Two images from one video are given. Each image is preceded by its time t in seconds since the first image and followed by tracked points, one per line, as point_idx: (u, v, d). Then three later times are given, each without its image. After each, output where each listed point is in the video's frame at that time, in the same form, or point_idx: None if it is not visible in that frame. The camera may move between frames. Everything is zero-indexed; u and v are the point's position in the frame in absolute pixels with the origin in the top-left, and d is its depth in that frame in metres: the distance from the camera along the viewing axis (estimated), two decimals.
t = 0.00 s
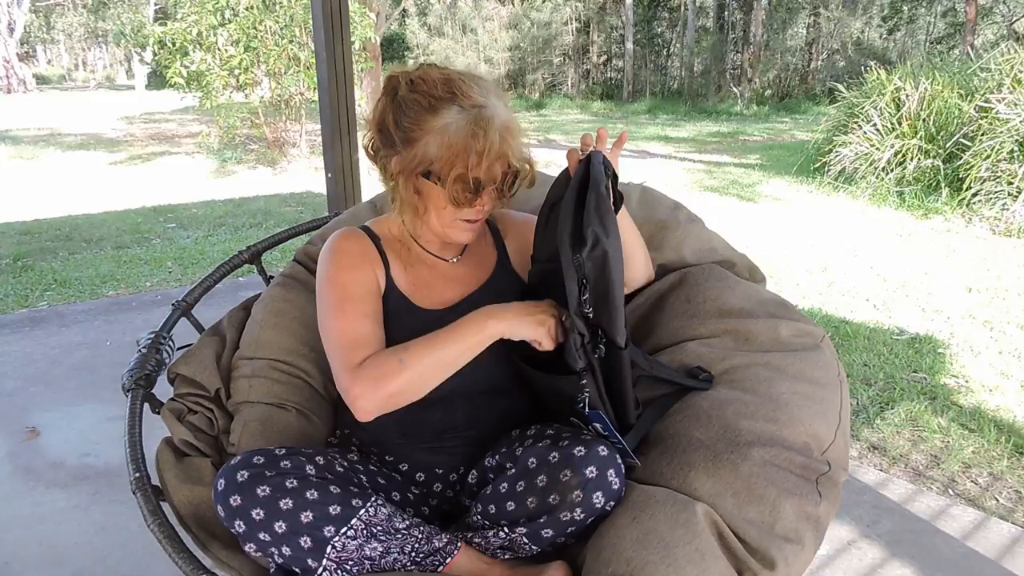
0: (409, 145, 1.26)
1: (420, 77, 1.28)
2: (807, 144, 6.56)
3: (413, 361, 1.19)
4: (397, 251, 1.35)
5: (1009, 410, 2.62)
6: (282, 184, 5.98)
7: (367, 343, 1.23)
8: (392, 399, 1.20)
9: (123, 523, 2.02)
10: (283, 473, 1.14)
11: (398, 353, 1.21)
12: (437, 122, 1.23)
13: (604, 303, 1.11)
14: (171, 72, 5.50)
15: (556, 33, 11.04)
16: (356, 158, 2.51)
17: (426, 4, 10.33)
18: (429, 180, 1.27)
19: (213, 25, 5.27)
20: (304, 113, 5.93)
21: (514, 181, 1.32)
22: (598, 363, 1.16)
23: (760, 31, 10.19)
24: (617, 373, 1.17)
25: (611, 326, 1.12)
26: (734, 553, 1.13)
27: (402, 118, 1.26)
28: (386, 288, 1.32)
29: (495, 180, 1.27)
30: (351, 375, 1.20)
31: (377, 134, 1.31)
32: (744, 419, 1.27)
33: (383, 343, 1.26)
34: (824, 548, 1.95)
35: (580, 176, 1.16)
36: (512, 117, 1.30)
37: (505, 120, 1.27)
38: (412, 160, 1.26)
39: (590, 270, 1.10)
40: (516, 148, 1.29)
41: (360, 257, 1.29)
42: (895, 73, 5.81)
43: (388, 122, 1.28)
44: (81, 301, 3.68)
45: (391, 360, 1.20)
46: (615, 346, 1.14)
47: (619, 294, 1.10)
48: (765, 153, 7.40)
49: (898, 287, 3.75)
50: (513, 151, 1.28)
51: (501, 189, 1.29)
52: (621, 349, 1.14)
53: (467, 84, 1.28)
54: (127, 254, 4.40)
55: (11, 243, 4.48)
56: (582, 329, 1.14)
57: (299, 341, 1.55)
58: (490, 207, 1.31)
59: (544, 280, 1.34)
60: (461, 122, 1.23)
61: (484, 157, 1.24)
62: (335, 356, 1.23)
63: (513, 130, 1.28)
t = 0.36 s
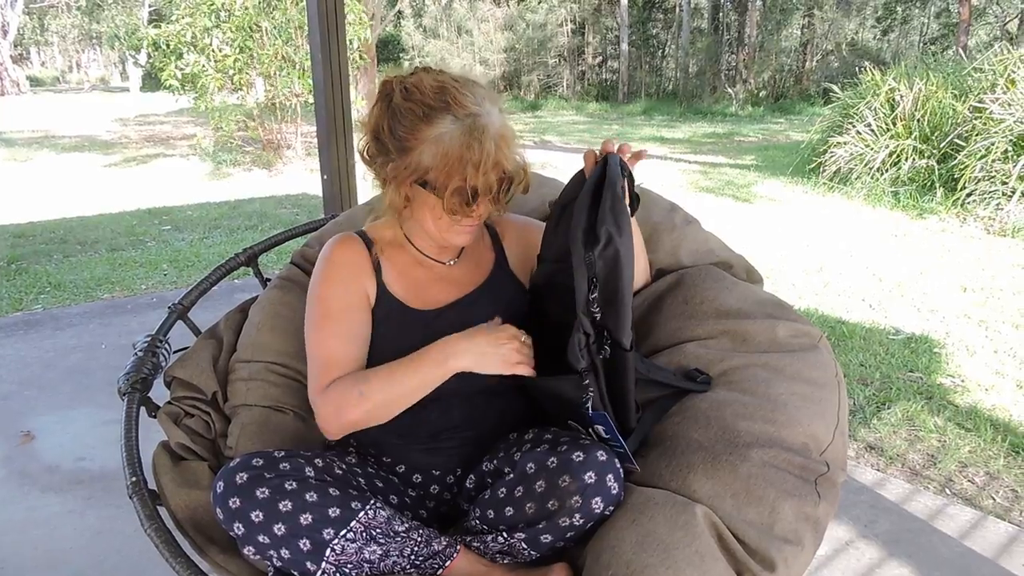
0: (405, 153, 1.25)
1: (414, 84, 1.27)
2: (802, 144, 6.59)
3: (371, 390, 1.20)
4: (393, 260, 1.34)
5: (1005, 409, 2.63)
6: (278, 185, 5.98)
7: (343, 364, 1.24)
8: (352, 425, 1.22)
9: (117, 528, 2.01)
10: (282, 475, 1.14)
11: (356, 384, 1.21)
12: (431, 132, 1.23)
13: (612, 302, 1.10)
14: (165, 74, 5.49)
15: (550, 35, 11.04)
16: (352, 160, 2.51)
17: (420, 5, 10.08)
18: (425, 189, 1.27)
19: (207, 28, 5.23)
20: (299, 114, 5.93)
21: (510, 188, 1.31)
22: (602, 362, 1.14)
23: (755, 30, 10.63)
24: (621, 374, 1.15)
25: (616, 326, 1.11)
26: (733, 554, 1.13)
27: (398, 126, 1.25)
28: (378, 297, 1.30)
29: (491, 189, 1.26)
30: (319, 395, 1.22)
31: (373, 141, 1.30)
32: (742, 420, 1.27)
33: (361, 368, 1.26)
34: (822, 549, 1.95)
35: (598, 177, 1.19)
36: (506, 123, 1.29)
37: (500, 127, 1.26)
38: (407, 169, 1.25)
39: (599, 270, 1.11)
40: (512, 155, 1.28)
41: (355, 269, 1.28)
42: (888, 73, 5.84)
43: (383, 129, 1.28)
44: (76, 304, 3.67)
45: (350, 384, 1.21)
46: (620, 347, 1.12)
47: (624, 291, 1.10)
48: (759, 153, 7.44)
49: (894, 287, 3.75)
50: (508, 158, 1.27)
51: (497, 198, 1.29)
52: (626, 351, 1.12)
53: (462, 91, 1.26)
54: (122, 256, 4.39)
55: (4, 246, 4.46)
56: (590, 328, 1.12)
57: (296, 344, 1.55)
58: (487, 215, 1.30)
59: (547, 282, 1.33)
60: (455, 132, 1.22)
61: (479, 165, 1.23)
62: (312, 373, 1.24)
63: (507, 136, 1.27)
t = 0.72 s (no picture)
0: (371, 161, 1.25)
1: (377, 91, 1.26)
2: (792, 148, 6.63)
3: (325, 376, 1.19)
4: (368, 266, 1.32)
5: (996, 410, 2.64)
6: (269, 192, 5.97)
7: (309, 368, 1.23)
8: (316, 420, 1.21)
9: (107, 539, 1.99)
10: (273, 485, 1.13)
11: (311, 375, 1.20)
12: (393, 138, 1.23)
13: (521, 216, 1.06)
14: (155, 80, 5.46)
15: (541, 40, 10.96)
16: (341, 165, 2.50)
17: (410, 10, 10.36)
18: (391, 195, 1.26)
19: (197, 32, 5.21)
20: (290, 120, 5.92)
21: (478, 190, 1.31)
22: (488, 275, 1.09)
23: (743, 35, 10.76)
24: (498, 296, 1.09)
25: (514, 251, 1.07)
26: (729, 560, 1.13)
27: (362, 133, 1.25)
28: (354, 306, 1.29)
29: (456, 193, 1.26)
30: (281, 402, 1.22)
31: (340, 153, 1.30)
32: (736, 425, 1.27)
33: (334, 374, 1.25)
34: (816, 553, 1.94)
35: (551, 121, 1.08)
36: (471, 129, 1.29)
37: (464, 132, 1.26)
38: (373, 177, 1.25)
39: (518, 180, 1.06)
40: (477, 160, 1.28)
41: (330, 283, 1.27)
42: (876, 78, 5.89)
43: (349, 140, 1.28)
44: (65, 313, 3.64)
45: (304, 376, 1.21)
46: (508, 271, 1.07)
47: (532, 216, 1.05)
48: (750, 157, 7.47)
49: (884, 289, 3.77)
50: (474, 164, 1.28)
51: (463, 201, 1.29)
52: (512, 276, 1.07)
53: (425, 96, 1.26)
54: (111, 264, 4.36)
55: None
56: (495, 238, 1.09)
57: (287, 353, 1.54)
58: (456, 218, 1.30)
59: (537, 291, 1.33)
60: (417, 138, 1.22)
61: (442, 170, 1.23)
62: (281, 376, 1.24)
63: (471, 142, 1.27)
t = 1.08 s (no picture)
0: (340, 165, 1.25)
1: (348, 96, 1.27)
2: (785, 149, 6.65)
3: (369, 398, 1.14)
4: (358, 277, 1.32)
5: (992, 410, 2.64)
6: (262, 195, 5.95)
7: (327, 378, 1.21)
8: (349, 434, 1.17)
9: (102, 546, 1.97)
10: (272, 491, 1.12)
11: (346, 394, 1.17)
12: (358, 140, 1.22)
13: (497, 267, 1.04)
14: (146, 82, 5.39)
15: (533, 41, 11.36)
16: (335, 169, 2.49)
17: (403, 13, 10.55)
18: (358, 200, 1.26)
19: (190, 35, 5.17)
20: (283, 122, 5.91)
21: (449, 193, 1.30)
22: (470, 335, 1.05)
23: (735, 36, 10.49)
24: (482, 355, 1.06)
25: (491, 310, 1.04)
26: (730, 564, 1.13)
27: (332, 138, 1.25)
28: (348, 310, 1.29)
29: (421, 196, 1.26)
30: (309, 410, 1.18)
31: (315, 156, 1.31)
32: (737, 428, 1.26)
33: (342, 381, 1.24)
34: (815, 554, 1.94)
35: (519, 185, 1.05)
36: (441, 129, 1.28)
37: (427, 132, 1.24)
38: (343, 181, 1.25)
39: (492, 233, 1.04)
40: (443, 163, 1.27)
41: (323, 290, 1.27)
42: (869, 78, 5.90)
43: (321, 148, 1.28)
44: (58, 317, 3.62)
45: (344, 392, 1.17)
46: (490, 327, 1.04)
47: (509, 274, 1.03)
48: (743, 158, 7.47)
49: (879, 289, 3.77)
50: (439, 167, 1.26)
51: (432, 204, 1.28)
52: (493, 334, 1.04)
53: (388, 95, 1.26)
54: (104, 268, 4.33)
55: None
56: (473, 293, 1.06)
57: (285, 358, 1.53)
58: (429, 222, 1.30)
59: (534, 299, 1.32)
60: (379, 139, 1.21)
61: (402, 172, 1.22)
62: (298, 392, 1.21)
63: (437, 142, 1.25)
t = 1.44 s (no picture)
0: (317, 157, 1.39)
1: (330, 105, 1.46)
2: (781, 150, 6.67)
3: (388, 421, 1.11)
4: (364, 275, 1.33)
5: (989, 409, 2.65)
6: (258, 197, 5.94)
7: (344, 378, 1.18)
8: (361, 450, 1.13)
9: (99, 550, 1.96)
10: (273, 495, 1.11)
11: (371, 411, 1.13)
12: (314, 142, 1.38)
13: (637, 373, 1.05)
14: (142, 83, 5.39)
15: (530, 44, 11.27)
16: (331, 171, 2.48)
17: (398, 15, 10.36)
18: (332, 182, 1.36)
19: (185, 36, 5.14)
20: (279, 123, 5.92)
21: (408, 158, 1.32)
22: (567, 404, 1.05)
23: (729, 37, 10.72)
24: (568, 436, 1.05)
25: (606, 393, 1.04)
26: (733, 566, 1.12)
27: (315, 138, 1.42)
28: (359, 309, 1.29)
29: (371, 158, 1.31)
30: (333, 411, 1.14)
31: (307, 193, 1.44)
32: (737, 429, 1.27)
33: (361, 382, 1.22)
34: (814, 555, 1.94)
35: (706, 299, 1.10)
36: (396, 99, 1.36)
37: (373, 101, 1.34)
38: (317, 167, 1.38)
39: (649, 337, 1.06)
40: (390, 124, 1.32)
41: (330, 287, 1.27)
42: (864, 78, 5.91)
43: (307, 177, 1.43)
44: (53, 320, 3.60)
45: (362, 412, 1.12)
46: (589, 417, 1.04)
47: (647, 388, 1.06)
48: (739, 158, 7.48)
49: (876, 289, 3.78)
50: (389, 130, 1.32)
51: (388, 167, 1.31)
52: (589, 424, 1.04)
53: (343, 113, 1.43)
54: (99, 271, 4.31)
55: None
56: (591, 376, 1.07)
57: (284, 360, 1.53)
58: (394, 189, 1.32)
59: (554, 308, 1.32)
60: (331, 115, 1.34)
61: (346, 137, 1.32)
62: (316, 394, 1.17)
63: (384, 107, 1.33)
